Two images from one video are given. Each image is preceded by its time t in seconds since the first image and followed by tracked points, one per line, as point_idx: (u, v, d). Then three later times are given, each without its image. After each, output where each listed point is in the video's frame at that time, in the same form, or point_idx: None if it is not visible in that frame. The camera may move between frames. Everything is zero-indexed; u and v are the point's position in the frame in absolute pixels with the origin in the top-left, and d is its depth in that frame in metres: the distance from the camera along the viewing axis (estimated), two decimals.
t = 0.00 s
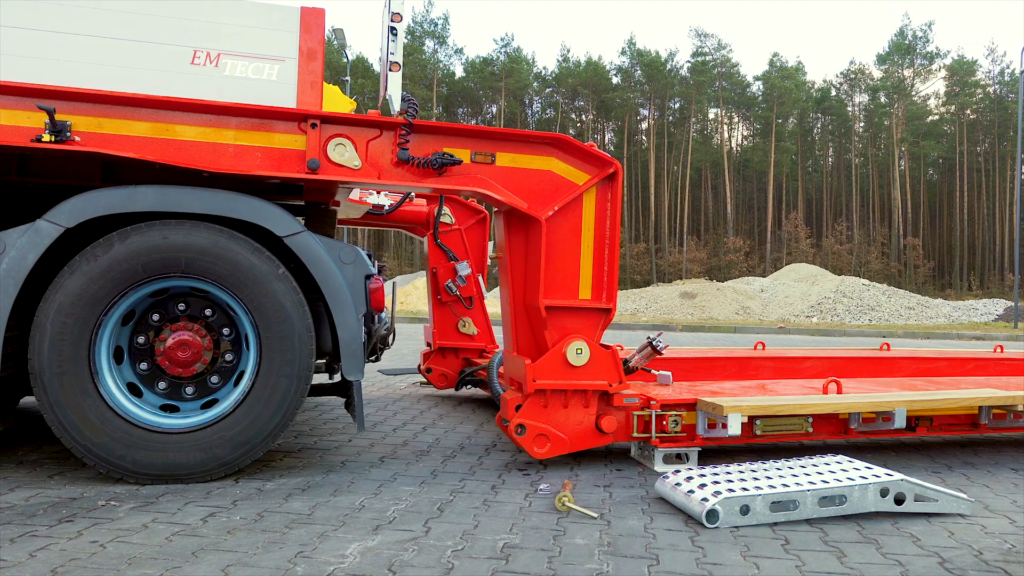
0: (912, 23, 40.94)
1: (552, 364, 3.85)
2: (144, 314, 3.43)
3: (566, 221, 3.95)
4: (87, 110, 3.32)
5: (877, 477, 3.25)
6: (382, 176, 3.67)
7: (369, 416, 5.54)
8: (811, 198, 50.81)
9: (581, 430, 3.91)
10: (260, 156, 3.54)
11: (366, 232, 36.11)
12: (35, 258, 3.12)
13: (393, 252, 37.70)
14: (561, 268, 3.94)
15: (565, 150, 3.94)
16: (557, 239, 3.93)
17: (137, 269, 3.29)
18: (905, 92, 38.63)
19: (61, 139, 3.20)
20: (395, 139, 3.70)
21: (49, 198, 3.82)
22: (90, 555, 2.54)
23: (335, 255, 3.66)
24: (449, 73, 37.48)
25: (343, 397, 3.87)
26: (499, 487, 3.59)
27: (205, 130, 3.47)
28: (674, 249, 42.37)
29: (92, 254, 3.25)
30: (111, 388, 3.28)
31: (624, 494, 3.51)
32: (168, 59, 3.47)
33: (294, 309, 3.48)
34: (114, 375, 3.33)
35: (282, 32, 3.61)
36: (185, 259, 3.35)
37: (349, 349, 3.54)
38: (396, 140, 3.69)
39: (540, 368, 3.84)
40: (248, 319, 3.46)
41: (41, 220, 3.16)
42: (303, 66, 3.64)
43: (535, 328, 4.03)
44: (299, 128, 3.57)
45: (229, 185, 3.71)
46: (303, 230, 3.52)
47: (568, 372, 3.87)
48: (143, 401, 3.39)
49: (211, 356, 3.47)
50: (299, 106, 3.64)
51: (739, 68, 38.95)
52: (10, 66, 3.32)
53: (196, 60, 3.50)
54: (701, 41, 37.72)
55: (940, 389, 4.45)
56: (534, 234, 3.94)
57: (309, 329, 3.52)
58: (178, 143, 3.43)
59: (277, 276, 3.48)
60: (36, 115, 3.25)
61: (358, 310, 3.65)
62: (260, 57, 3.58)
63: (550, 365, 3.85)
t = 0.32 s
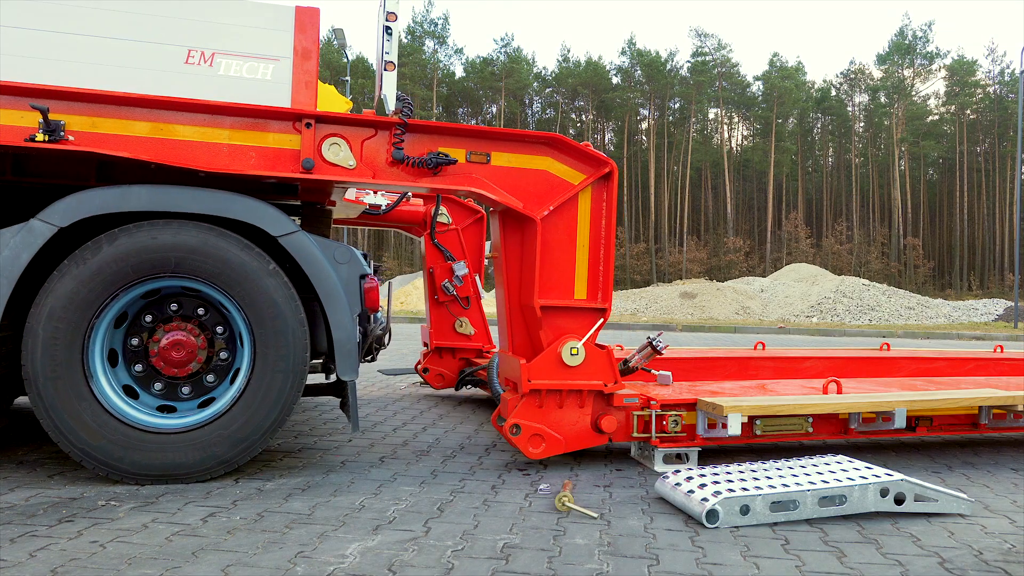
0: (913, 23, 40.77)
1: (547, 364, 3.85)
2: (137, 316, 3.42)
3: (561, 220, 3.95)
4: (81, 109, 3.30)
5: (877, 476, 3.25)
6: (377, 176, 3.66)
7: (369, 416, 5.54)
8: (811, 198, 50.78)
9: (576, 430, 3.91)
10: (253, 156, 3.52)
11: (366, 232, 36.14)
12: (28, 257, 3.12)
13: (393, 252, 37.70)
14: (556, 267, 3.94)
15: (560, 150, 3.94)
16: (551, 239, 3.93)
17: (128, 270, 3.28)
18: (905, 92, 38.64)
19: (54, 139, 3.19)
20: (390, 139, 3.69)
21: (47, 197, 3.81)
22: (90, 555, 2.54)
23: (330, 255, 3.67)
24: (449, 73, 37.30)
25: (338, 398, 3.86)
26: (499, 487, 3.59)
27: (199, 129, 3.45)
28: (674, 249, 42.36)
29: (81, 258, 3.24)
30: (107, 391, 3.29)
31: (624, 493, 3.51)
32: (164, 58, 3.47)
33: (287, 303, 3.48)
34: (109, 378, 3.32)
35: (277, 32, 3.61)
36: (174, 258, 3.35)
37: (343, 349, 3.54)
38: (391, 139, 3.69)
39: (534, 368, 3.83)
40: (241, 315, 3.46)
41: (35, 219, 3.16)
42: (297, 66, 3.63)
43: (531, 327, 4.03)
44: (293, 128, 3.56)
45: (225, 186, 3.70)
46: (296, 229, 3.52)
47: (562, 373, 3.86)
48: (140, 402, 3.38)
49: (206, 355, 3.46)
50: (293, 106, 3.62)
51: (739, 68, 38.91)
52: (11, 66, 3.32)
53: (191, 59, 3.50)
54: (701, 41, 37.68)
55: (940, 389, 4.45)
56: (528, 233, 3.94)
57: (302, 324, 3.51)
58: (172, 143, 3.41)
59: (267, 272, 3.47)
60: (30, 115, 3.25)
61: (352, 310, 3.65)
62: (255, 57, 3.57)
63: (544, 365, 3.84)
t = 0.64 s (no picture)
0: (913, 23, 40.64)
1: (536, 364, 3.83)
2: (121, 320, 3.41)
3: (550, 220, 3.94)
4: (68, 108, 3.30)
5: (877, 476, 3.25)
6: (366, 175, 3.67)
7: (369, 417, 5.54)
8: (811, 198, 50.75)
9: (567, 431, 3.89)
10: (241, 155, 3.52)
11: (365, 232, 36.12)
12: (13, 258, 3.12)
13: (393, 253, 37.66)
14: (546, 267, 3.93)
15: (550, 149, 3.94)
16: (541, 238, 3.93)
17: (106, 274, 3.27)
18: (905, 92, 38.62)
19: (40, 138, 3.20)
20: (379, 138, 3.70)
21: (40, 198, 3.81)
22: (90, 555, 2.54)
23: (318, 254, 3.65)
24: (449, 73, 37.21)
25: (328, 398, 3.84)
26: (499, 487, 3.59)
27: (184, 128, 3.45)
28: (673, 249, 42.29)
29: (57, 266, 3.22)
30: (98, 397, 3.28)
31: (624, 494, 3.50)
32: (150, 57, 3.46)
33: (270, 294, 3.48)
34: (98, 384, 3.32)
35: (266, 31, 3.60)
36: (151, 258, 3.33)
37: (332, 349, 3.54)
38: (380, 138, 3.69)
39: (523, 368, 3.81)
40: (224, 310, 3.45)
41: (20, 219, 3.16)
42: (285, 65, 3.62)
43: (520, 327, 4.02)
44: (281, 126, 3.57)
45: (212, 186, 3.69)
46: (284, 228, 3.52)
47: (552, 372, 3.84)
48: (132, 406, 3.38)
49: (194, 352, 3.46)
50: (281, 105, 3.62)
51: (740, 68, 38.86)
52: (11, 66, 3.33)
53: (178, 58, 3.49)
54: (701, 41, 37.61)
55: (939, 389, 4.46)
56: (518, 233, 3.94)
57: (287, 313, 3.51)
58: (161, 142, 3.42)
59: (246, 264, 3.47)
60: (17, 114, 3.26)
61: (340, 310, 3.65)
62: (243, 56, 3.56)
63: (534, 365, 3.83)
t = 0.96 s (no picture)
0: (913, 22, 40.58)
1: (519, 364, 3.81)
2: (97, 326, 3.40)
3: (534, 219, 3.92)
4: (44, 106, 3.29)
5: (876, 477, 3.25)
6: (347, 174, 3.65)
7: (368, 416, 5.53)
8: (811, 198, 50.71)
9: (551, 431, 3.87)
10: (222, 154, 3.50)
11: (366, 232, 36.07)
12: None
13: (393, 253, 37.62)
14: (529, 266, 3.91)
15: (533, 148, 3.90)
16: (525, 238, 3.90)
17: (71, 279, 3.24)
18: (905, 92, 38.61)
19: (18, 136, 3.18)
20: (361, 136, 3.68)
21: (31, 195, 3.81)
22: (90, 554, 2.54)
23: (300, 255, 3.65)
24: (449, 73, 37.11)
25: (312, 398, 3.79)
26: (499, 487, 3.59)
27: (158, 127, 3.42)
28: (673, 248, 42.22)
29: (21, 279, 3.19)
30: (84, 405, 3.28)
31: (624, 493, 3.51)
32: (130, 55, 3.45)
33: (240, 280, 3.45)
34: (83, 393, 3.32)
35: (246, 29, 3.59)
36: (115, 258, 3.30)
37: (312, 347, 3.53)
38: (362, 137, 3.67)
39: (506, 368, 3.78)
40: (197, 302, 3.44)
41: None
42: (266, 63, 3.60)
43: (503, 327, 3.98)
44: (261, 125, 3.54)
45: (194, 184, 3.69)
46: (265, 227, 3.51)
47: (536, 373, 3.82)
48: (121, 410, 3.39)
49: (176, 348, 3.46)
50: (262, 103, 3.58)
51: (740, 68, 38.80)
52: (8, 65, 3.35)
53: (157, 56, 3.49)
54: (701, 41, 37.58)
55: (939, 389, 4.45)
56: (501, 232, 3.91)
57: (260, 295, 3.50)
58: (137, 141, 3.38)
59: (212, 253, 3.44)
60: None
61: (321, 310, 3.63)
62: (224, 55, 3.56)
63: (517, 364, 3.81)
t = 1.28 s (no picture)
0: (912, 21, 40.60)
1: (506, 363, 3.78)
2: (78, 332, 3.41)
3: (521, 218, 3.87)
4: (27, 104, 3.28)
5: (877, 476, 3.25)
6: (331, 173, 3.61)
7: (368, 416, 5.53)
8: (811, 199, 50.69)
9: (538, 430, 3.83)
10: (205, 153, 3.47)
11: (366, 232, 36.08)
12: None
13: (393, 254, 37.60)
14: (516, 266, 3.86)
15: (518, 146, 3.85)
16: (511, 237, 3.86)
17: (43, 286, 3.22)
18: (904, 92, 38.64)
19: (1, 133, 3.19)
20: (345, 135, 3.63)
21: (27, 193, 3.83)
22: (90, 554, 2.54)
23: (284, 254, 3.60)
24: (449, 74, 37.06)
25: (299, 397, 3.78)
26: (499, 487, 3.59)
27: (146, 125, 3.39)
28: (673, 248, 42.20)
29: None
30: (73, 411, 3.28)
31: (623, 493, 3.51)
32: (111, 53, 3.49)
33: (214, 269, 3.43)
34: (72, 399, 3.32)
35: (230, 27, 3.64)
36: (86, 259, 3.27)
37: (296, 348, 3.50)
38: (346, 136, 3.62)
39: (493, 368, 3.76)
40: (174, 295, 3.42)
41: None
42: (249, 61, 3.65)
43: (490, 327, 3.95)
44: (245, 124, 3.51)
45: (177, 184, 3.68)
46: (248, 226, 3.50)
47: (521, 373, 3.79)
48: (113, 412, 3.39)
49: (159, 345, 3.46)
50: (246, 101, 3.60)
51: (740, 68, 38.76)
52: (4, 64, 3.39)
53: (139, 54, 3.53)
54: (701, 41, 37.53)
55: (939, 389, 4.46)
56: (488, 231, 3.87)
57: (236, 282, 3.46)
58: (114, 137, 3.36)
59: (182, 245, 3.41)
60: None
61: (306, 309, 3.60)
62: (205, 53, 3.60)
63: (503, 365, 3.78)
